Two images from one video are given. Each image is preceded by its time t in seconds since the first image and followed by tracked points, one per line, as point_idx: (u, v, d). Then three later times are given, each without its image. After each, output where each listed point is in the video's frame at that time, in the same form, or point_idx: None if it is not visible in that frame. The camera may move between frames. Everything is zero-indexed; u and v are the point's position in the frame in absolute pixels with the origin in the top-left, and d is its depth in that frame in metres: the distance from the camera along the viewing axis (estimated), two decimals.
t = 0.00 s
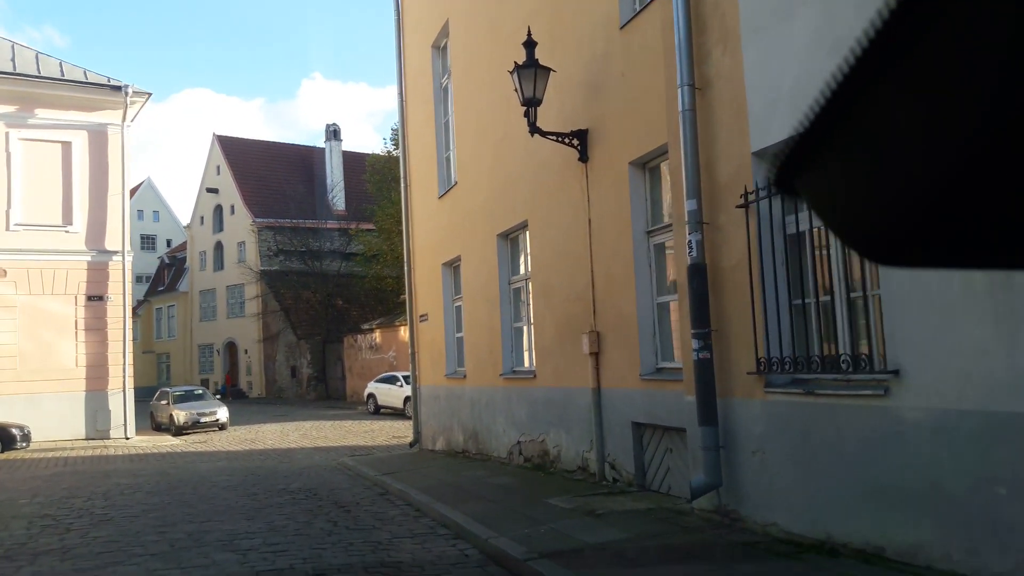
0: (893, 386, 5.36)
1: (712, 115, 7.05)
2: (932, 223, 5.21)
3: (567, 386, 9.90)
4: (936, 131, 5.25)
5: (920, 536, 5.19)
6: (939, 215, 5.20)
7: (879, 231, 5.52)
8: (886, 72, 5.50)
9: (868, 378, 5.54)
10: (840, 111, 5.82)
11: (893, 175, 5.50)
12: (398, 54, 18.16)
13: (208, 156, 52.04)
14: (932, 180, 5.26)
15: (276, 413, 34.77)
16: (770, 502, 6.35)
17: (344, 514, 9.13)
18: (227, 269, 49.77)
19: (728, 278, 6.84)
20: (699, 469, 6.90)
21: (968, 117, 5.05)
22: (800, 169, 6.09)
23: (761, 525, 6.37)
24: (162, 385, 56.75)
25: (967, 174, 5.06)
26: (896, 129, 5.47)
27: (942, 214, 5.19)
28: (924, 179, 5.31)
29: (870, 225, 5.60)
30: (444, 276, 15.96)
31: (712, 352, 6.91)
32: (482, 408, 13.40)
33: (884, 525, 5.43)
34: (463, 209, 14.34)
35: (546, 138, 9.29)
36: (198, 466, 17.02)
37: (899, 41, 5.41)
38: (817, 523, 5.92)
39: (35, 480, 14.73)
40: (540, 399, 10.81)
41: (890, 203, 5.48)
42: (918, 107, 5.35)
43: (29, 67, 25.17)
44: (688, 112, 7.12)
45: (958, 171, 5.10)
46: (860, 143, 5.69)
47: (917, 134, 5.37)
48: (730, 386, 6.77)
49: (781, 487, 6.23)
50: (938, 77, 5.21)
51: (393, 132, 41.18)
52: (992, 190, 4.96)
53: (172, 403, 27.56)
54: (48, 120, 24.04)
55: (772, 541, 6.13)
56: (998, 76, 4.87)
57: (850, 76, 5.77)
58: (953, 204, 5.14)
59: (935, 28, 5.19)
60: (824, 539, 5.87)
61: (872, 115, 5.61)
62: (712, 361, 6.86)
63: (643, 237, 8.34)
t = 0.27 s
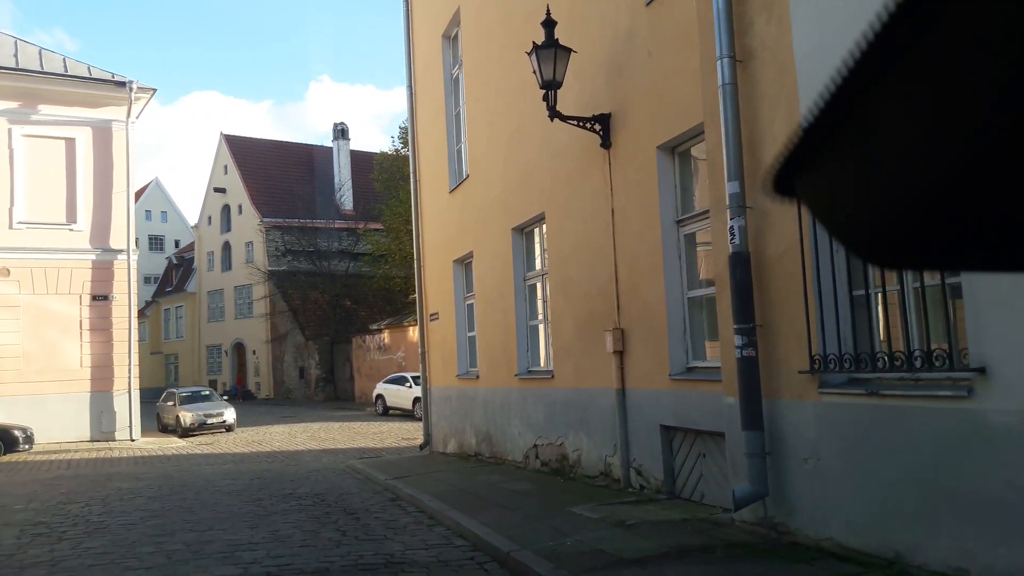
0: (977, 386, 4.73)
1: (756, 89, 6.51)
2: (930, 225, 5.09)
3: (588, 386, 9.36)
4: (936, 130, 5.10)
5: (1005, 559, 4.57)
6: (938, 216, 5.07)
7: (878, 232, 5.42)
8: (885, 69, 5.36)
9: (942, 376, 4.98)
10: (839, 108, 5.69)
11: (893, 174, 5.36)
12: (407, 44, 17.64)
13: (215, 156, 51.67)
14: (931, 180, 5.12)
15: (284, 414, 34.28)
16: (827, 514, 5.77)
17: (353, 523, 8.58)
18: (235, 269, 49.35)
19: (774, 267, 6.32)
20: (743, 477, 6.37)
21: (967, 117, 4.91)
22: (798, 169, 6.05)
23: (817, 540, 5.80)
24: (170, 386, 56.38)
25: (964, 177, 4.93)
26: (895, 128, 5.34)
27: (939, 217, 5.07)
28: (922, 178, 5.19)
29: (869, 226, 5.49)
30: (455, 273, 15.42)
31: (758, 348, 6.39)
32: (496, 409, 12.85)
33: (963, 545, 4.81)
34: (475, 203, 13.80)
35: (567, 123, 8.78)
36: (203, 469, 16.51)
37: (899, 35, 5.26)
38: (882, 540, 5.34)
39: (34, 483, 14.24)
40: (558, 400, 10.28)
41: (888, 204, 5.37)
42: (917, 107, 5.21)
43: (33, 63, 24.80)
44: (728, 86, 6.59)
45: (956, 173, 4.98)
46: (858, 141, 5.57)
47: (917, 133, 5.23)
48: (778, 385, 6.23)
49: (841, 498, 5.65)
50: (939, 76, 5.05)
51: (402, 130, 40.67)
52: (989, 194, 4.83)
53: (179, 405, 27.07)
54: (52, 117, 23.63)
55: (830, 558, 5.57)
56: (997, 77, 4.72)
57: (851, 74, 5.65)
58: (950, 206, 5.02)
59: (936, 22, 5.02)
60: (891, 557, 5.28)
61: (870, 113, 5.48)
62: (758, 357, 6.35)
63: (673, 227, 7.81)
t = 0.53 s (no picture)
0: None
1: (808, 58, 5.96)
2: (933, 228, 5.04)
3: (610, 385, 8.80)
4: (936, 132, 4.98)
5: None
6: (938, 216, 5.02)
7: (877, 233, 5.32)
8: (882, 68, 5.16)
9: None
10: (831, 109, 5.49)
11: (890, 177, 5.25)
12: (416, 31, 17.07)
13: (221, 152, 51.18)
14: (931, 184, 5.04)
15: (290, 413, 33.78)
16: (898, 528, 5.17)
17: (361, 531, 8.03)
18: (241, 266, 48.88)
19: (831, 254, 5.75)
20: (795, 487, 5.79)
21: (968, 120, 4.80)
22: (794, 173, 5.65)
23: (886, 558, 5.21)
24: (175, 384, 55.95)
25: (966, 181, 4.85)
26: (893, 131, 5.20)
27: (937, 220, 5.02)
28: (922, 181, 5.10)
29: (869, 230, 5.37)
30: (465, 267, 14.86)
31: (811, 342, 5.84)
32: (509, 409, 12.30)
33: None
34: (487, 193, 13.24)
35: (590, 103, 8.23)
36: (206, 470, 15.99)
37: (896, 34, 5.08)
38: (965, 560, 4.71)
39: (29, 485, 13.70)
40: (577, 400, 9.72)
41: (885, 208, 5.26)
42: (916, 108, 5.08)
43: (33, 54, 24.29)
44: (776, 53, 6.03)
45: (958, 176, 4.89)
46: (849, 144, 5.39)
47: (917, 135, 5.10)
48: (836, 383, 5.66)
49: (911, 511, 5.07)
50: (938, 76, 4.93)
51: (409, 125, 40.11)
52: (989, 198, 4.77)
53: (183, 403, 26.58)
54: (53, 109, 23.12)
55: None
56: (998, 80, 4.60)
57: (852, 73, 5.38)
58: (951, 211, 4.96)
59: (937, 23, 4.87)
60: None
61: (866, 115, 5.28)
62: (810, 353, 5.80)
63: (706, 212, 7.26)
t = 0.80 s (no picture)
0: None
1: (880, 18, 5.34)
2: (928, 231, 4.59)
3: (642, 383, 8.24)
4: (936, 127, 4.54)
5: None
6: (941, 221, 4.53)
7: (877, 235, 4.84)
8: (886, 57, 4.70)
9: None
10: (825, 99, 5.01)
11: (886, 173, 4.77)
12: (431, 16, 16.51)
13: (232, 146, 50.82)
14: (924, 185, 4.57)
15: (301, 410, 33.32)
16: (989, 550, 4.58)
17: (377, 538, 7.50)
18: (252, 262, 48.52)
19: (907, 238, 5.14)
20: (865, 500, 5.20)
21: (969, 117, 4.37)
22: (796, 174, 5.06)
23: None
24: (186, 380, 55.70)
25: (963, 182, 4.38)
26: (893, 124, 4.71)
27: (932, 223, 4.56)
28: (917, 182, 4.61)
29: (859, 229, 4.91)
30: (482, 260, 14.28)
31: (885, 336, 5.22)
32: (528, 408, 11.74)
33: None
34: (506, 182, 12.67)
35: (622, 80, 7.68)
36: (214, 469, 15.49)
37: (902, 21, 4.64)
38: None
39: (32, 483, 13.22)
40: (604, 399, 9.14)
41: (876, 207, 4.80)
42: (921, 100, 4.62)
43: (42, 44, 23.85)
44: (845, 13, 5.40)
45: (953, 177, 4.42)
46: (844, 139, 4.87)
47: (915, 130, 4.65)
48: (915, 384, 5.06)
49: (1005, 531, 4.49)
50: (946, 66, 4.52)
51: (422, 119, 39.59)
52: (990, 200, 4.32)
53: (192, 400, 26.13)
54: (61, 100, 22.67)
55: None
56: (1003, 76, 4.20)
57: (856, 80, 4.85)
58: (947, 214, 4.51)
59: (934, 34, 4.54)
60: None
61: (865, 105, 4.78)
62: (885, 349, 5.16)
63: (752, 195, 6.70)
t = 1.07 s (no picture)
0: None
1: None
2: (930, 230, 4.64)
3: (676, 382, 7.67)
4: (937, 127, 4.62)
5: None
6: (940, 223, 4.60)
7: (877, 234, 4.96)
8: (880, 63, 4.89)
9: None
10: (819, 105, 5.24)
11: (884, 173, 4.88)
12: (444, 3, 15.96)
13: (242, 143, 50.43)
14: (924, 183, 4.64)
15: (312, 409, 32.86)
16: None
17: (392, 549, 6.98)
18: (262, 260, 48.13)
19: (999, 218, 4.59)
20: (955, 515, 4.65)
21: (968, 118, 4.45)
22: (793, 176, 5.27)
23: None
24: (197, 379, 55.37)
25: (965, 181, 4.43)
26: (890, 129, 4.86)
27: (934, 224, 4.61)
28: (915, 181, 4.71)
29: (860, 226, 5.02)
30: (498, 254, 13.70)
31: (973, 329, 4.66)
32: (548, 407, 11.18)
33: None
34: (524, 172, 12.11)
35: (655, 54, 7.17)
36: (222, 471, 14.98)
37: (897, 27, 4.82)
38: None
39: (33, 486, 12.75)
40: (634, 399, 8.59)
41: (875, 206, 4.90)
42: (917, 104, 4.75)
43: (47, 37, 23.43)
44: None
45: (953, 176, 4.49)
46: (840, 142, 5.03)
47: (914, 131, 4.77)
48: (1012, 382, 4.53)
49: None
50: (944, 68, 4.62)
51: (434, 114, 39.07)
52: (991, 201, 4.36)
53: (202, 399, 25.66)
54: (67, 94, 22.25)
55: None
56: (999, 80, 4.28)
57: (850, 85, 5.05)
58: (948, 214, 4.56)
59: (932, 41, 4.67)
60: None
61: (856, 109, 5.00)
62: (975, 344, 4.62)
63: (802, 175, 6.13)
